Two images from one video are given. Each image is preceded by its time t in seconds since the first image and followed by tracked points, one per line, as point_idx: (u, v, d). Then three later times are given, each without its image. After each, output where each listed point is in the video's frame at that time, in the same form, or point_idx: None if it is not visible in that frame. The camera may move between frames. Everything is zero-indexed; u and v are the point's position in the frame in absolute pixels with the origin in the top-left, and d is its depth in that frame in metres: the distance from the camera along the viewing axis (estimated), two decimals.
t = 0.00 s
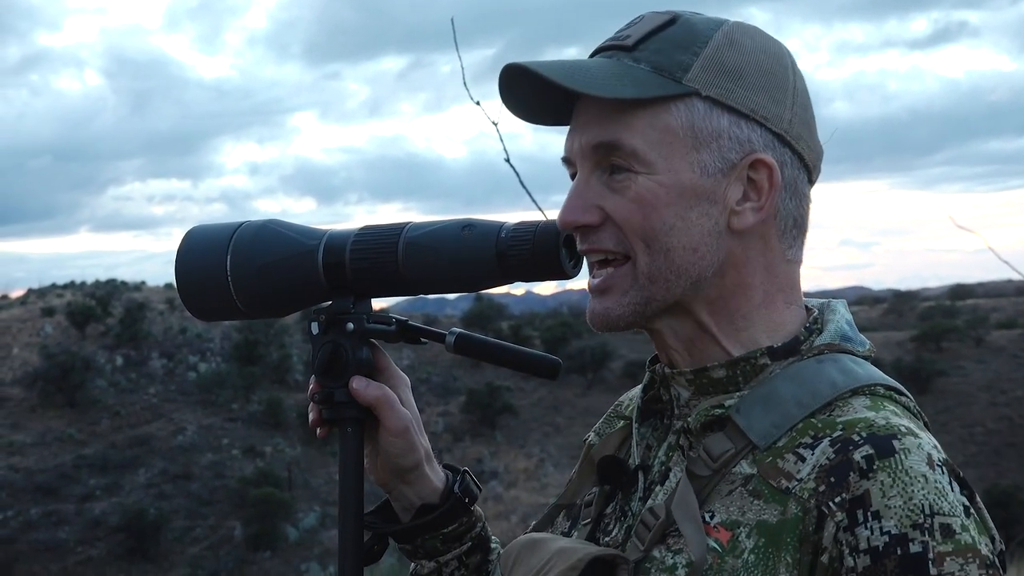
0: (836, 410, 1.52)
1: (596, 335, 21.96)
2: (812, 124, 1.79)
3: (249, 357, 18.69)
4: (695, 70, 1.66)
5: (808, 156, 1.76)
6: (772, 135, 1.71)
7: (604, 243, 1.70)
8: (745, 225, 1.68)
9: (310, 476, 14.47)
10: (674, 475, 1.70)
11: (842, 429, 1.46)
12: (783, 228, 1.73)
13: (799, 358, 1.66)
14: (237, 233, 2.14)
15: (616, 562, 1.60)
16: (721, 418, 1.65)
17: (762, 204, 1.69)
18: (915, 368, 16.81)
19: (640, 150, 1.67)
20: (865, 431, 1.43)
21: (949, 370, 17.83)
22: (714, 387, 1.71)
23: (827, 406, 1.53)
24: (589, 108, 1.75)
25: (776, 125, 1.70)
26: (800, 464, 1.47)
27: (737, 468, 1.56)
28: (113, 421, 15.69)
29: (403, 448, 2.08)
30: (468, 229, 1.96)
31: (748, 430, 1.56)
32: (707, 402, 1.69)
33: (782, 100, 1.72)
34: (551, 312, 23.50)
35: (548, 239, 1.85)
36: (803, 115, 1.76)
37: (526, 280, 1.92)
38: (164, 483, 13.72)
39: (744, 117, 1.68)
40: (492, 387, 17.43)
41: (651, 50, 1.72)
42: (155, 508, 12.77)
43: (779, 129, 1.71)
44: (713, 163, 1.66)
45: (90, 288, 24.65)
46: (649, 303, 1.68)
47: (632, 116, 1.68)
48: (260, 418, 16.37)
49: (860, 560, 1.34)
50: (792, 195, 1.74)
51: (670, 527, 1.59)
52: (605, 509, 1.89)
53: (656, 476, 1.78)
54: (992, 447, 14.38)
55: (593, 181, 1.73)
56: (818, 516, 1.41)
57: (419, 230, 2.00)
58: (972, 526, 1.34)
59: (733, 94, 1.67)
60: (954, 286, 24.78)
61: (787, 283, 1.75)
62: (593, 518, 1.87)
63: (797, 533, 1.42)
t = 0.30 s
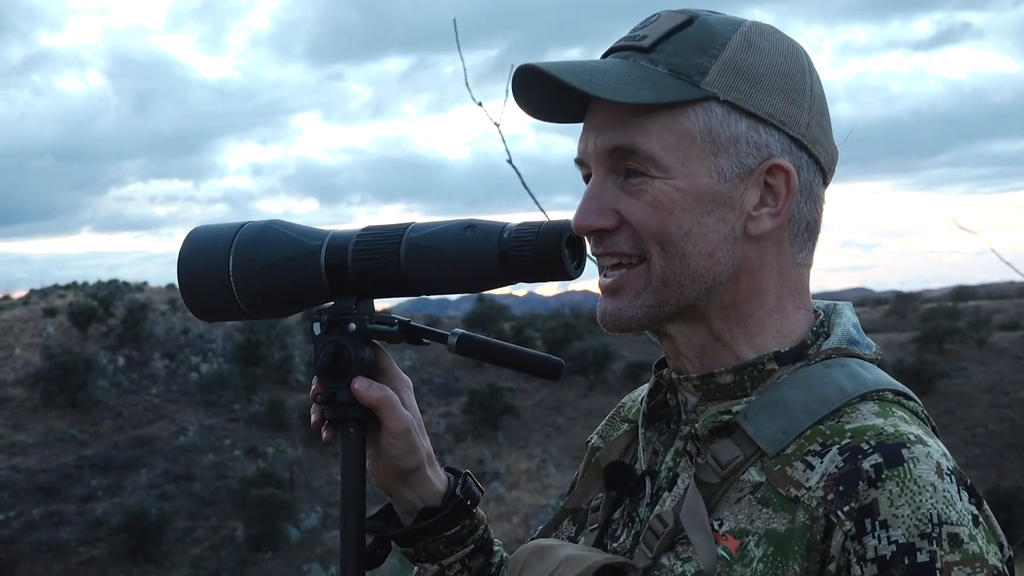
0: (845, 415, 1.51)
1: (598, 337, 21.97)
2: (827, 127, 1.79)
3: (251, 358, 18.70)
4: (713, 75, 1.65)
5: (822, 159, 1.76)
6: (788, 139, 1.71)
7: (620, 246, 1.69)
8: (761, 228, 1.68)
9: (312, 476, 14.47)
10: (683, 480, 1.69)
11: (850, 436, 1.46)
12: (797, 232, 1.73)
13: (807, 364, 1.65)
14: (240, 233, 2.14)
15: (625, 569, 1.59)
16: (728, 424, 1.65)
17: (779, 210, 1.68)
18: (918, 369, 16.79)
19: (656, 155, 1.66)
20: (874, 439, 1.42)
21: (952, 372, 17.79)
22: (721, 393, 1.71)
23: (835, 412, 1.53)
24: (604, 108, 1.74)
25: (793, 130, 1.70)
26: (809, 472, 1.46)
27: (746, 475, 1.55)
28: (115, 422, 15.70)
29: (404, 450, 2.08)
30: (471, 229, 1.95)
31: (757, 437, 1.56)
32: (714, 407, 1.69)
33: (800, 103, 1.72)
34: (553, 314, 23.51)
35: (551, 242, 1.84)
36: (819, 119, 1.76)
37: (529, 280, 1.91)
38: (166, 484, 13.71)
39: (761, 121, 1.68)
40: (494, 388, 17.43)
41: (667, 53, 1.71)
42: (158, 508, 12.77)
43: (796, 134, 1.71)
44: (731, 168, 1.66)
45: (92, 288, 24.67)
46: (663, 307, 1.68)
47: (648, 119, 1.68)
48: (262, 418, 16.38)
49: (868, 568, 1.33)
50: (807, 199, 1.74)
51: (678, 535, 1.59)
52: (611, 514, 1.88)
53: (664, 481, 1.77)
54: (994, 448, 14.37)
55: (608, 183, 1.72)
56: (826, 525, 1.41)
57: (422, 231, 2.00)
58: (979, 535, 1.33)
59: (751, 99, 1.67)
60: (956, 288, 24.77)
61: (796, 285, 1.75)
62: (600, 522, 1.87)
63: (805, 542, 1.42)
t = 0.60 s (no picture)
0: (843, 411, 1.51)
1: (596, 335, 22.00)
2: (826, 124, 1.81)
3: (249, 356, 18.70)
4: (721, 70, 1.65)
5: (823, 156, 1.78)
6: (793, 137, 1.72)
7: (626, 242, 1.69)
8: (766, 225, 1.69)
9: (310, 474, 14.47)
10: (680, 477, 1.70)
11: (851, 431, 1.46)
12: (797, 229, 1.75)
13: (806, 359, 1.66)
14: (236, 230, 2.14)
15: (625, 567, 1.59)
16: (726, 420, 1.65)
17: (783, 206, 1.70)
18: (915, 367, 16.79)
19: (665, 150, 1.66)
20: (876, 434, 1.42)
21: (949, 369, 17.79)
22: (719, 388, 1.71)
23: (834, 408, 1.53)
24: (610, 103, 1.74)
25: (799, 127, 1.71)
26: (809, 467, 1.46)
27: (745, 471, 1.56)
28: (113, 420, 15.69)
29: (398, 447, 2.08)
30: (467, 226, 1.96)
31: (756, 433, 1.56)
32: (712, 403, 1.69)
33: (803, 100, 1.73)
34: (551, 311, 23.53)
35: (547, 239, 1.84)
36: (819, 117, 1.78)
37: (524, 277, 1.91)
38: (164, 481, 13.71)
39: (767, 118, 1.69)
40: (492, 385, 17.43)
41: (673, 48, 1.71)
42: (156, 505, 12.76)
43: (800, 131, 1.72)
44: (738, 163, 1.67)
45: (90, 285, 24.64)
46: (669, 302, 1.68)
47: (657, 114, 1.67)
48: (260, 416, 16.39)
49: (874, 565, 1.33)
50: (808, 195, 1.75)
51: (676, 532, 1.59)
52: (605, 509, 1.88)
53: (660, 477, 1.78)
54: (992, 446, 14.38)
55: (613, 178, 1.72)
56: (828, 521, 1.41)
57: (418, 227, 2.00)
58: (982, 528, 1.35)
59: (758, 95, 1.68)
60: (955, 285, 24.78)
61: (793, 280, 1.76)
62: (594, 518, 1.87)
63: (808, 539, 1.42)
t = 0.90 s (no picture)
0: (849, 407, 1.51)
1: (596, 332, 22.01)
2: (835, 122, 1.81)
3: (249, 354, 18.70)
4: (732, 66, 1.66)
5: (832, 154, 1.78)
6: (804, 135, 1.72)
7: (635, 239, 1.68)
8: (775, 222, 1.69)
9: (310, 472, 14.48)
10: (683, 471, 1.70)
11: (857, 426, 1.46)
12: (805, 227, 1.75)
13: (811, 355, 1.65)
14: (234, 228, 2.14)
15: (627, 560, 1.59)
16: (731, 414, 1.65)
17: (793, 204, 1.70)
18: (915, 363, 16.78)
19: (677, 146, 1.66)
20: (882, 429, 1.42)
21: (949, 366, 17.78)
22: (724, 382, 1.71)
23: (839, 403, 1.53)
24: (621, 99, 1.74)
25: (809, 125, 1.71)
26: (815, 462, 1.46)
27: (749, 464, 1.56)
28: (114, 418, 15.69)
29: (398, 445, 2.08)
30: (466, 224, 1.96)
31: (761, 427, 1.56)
32: (716, 397, 1.69)
33: (813, 98, 1.73)
34: (551, 309, 23.54)
35: (548, 234, 1.83)
36: (829, 115, 1.78)
37: (524, 275, 1.91)
38: (165, 479, 13.71)
39: (779, 116, 1.69)
40: (492, 383, 17.43)
41: (685, 44, 1.71)
42: (156, 504, 12.76)
43: (810, 129, 1.72)
44: (749, 160, 1.67)
45: (90, 284, 24.64)
46: (679, 298, 1.68)
47: (670, 110, 1.67)
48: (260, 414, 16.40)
49: (880, 559, 1.32)
50: (817, 194, 1.75)
51: (680, 524, 1.59)
52: (606, 503, 1.89)
53: (663, 471, 1.78)
54: (993, 442, 14.36)
55: (624, 174, 1.72)
56: (835, 515, 1.41)
57: (417, 225, 2.00)
58: (988, 524, 1.32)
59: (769, 91, 1.68)
60: (955, 281, 24.75)
61: (799, 276, 1.76)
62: (595, 512, 1.87)
63: (813, 532, 1.42)
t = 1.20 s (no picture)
0: (851, 410, 1.51)
1: (596, 337, 22.03)
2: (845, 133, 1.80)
3: (250, 358, 18.72)
4: (771, 71, 1.63)
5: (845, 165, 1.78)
6: (827, 143, 1.71)
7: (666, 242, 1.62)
8: (801, 229, 1.66)
9: (311, 477, 14.48)
10: (685, 474, 1.70)
11: (858, 429, 1.46)
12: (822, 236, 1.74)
13: (814, 359, 1.66)
14: (234, 233, 2.15)
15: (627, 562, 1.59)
16: (733, 417, 1.65)
17: (815, 212, 1.68)
18: (916, 368, 16.77)
19: (720, 147, 1.61)
20: (883, 432, 1.42)
21: (950, 370, 17.78)
22: (727, 386, 1.71)
23: (842, 406, 1.53)
24: (656, 97, 1.67)
25: (833, 133, 1.70)
26: (817, 464, 1.47)
27: (752, 467, 1.56)
28: (115, 423, 15.69)
29: (399, 450, 2.08)
30: (467, 228, 1.96)
31: (763, 430, 1.56)
32: (720, 400, 1.69)
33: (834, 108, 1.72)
34: (552, 313, 23.57)
35: (549, 239, 1.83)
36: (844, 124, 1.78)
37: (524, 280, 1.91)
38: (165, 484, 13.71)
39: (807, 123, 1.67)
40: (493, 387, 17.44)
41: (724, 45, 1.66)
42: (157, 509, 12.75)
43: (832, 139, 1.71)
44: (784, 164, 1.63)
45: (90, 289, 24.64)
46: (706, 304, 1.63)
47: (711, 109, 1.62)
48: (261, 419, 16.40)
49: (879, 561, 1.32)
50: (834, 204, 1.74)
51: (680, 527, 1.59)
52: (610, 507, 1.89)
53: (665, 474, 1.78)
54: (993, 446, 14.35)
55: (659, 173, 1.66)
56: (835, 517, 1.41)
57: (417, 230, 2.01)
58: (989, 528, 1.32)
59: (804, 101, 1.66)
60: (956, 285, 24.76)
61: (805, 280, 1.76)
62: (598, 516, 1.87)
63: (814, 534, 1.42)
